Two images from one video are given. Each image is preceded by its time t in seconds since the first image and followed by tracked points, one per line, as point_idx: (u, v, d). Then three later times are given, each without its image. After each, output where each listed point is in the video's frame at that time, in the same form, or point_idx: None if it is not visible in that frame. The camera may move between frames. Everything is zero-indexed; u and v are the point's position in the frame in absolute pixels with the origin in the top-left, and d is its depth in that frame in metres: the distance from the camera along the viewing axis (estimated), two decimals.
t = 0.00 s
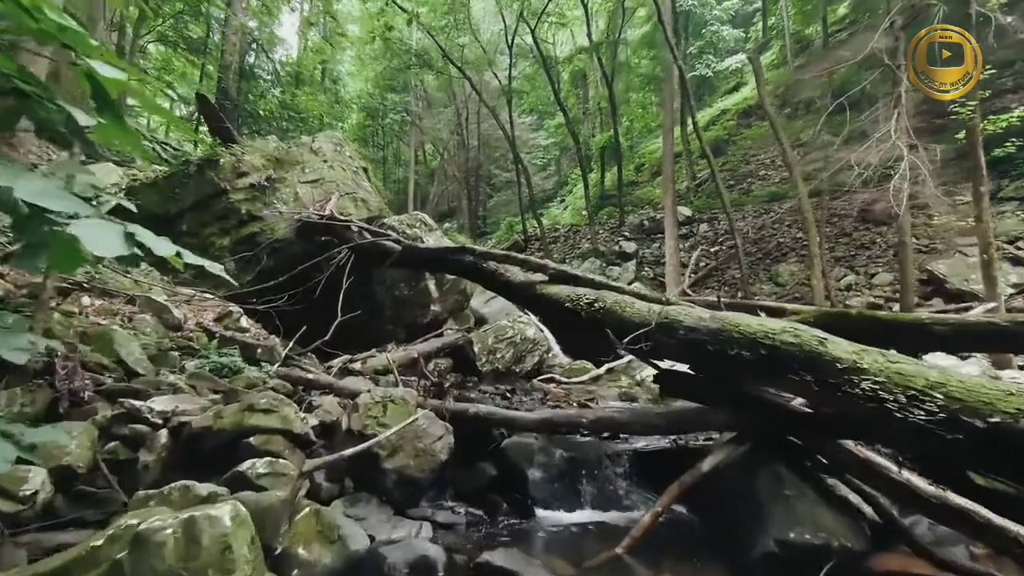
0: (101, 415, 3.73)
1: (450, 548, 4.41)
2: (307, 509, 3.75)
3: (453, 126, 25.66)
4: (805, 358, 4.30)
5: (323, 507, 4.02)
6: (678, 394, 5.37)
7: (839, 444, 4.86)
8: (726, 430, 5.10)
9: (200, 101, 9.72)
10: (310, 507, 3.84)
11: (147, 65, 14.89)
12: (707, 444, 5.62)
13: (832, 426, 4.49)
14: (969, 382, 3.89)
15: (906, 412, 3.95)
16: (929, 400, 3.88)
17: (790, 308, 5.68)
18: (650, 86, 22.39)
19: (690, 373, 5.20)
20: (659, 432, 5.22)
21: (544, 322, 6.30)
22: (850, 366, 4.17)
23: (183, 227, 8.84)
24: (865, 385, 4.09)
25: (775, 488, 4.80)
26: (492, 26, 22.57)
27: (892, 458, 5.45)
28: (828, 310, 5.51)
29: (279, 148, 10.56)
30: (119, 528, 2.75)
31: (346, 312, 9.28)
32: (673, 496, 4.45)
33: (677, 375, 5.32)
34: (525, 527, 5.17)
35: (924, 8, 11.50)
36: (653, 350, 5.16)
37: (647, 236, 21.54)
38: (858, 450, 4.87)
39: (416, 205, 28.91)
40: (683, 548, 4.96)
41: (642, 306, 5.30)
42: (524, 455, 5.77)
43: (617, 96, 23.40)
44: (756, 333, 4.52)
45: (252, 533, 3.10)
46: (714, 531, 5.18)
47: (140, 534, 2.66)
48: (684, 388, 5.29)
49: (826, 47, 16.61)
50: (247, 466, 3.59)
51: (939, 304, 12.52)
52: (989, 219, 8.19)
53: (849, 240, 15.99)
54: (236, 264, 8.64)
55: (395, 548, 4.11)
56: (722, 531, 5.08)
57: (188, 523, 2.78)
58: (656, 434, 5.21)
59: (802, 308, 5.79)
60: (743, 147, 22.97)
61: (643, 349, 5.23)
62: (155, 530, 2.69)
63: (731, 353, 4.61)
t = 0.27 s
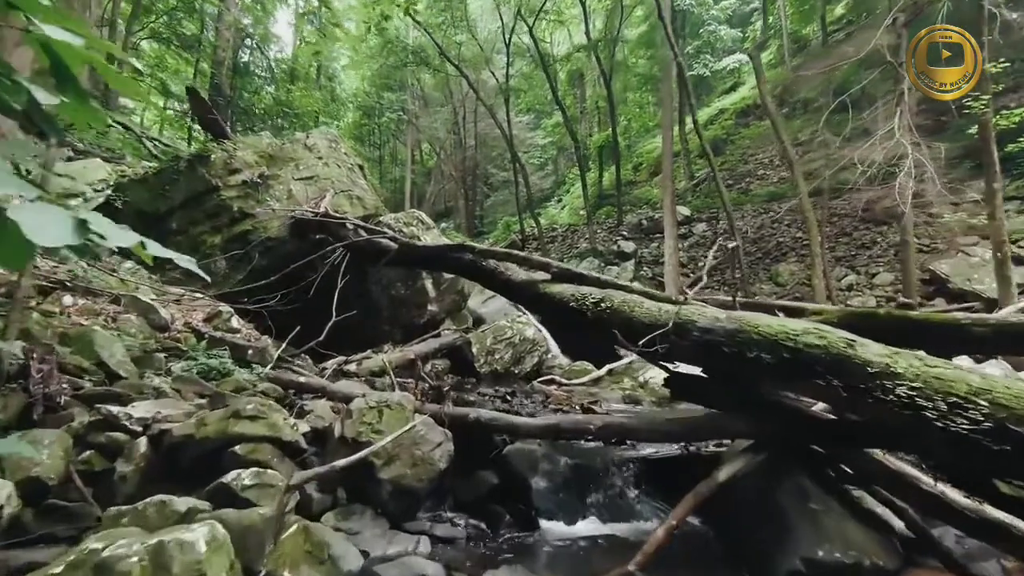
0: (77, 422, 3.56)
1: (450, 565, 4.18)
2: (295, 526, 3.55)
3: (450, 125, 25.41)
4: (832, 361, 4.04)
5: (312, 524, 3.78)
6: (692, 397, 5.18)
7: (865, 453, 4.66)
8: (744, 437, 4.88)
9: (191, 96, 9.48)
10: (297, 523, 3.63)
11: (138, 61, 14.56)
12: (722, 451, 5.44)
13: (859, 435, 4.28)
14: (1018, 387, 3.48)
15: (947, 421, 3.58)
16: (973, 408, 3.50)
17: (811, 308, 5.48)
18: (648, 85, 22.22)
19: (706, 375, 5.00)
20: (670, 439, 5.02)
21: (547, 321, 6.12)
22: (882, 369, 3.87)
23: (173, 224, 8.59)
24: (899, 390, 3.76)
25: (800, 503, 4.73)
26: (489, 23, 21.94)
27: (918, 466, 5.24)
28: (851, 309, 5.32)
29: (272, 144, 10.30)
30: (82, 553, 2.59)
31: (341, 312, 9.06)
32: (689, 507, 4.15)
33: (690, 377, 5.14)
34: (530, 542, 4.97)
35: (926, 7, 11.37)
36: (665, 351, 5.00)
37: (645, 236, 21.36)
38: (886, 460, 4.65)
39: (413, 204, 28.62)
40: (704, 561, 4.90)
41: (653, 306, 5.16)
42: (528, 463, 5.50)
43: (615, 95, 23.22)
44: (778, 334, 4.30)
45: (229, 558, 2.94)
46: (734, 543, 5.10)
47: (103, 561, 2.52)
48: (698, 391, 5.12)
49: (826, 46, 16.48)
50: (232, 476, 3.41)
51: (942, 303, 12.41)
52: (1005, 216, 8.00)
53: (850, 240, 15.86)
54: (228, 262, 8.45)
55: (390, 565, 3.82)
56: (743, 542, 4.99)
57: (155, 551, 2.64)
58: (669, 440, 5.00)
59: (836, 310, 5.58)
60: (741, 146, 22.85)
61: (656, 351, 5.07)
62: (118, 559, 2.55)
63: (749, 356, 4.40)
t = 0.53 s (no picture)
0: (63, 426, 3.47)
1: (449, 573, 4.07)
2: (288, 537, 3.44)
3: (448, 124, 25.29)
4: (847, 363, 3.93)
5: (306, 533, 3.63)
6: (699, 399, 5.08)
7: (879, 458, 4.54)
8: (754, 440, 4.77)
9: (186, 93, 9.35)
10: (290, 535, 3.52)
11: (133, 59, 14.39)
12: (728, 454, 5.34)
13: (874, 440, 4.15)
14: None
15: (968, 426, 3.49)
16: (997, 411, 3.42)
17: (823, 309, 5.40)
18: (647, 85, 22.13)
19: (714, 377, 4.90)
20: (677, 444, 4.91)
21: (548, 321, 6.03)
22: (900, 372, 3.77)
23: (167, 223, 8.47)
24: (919, 394, 3.67)
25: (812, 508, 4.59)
26: (489, 23, 22.02)
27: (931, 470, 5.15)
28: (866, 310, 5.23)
29: (269, 142, 10.17)
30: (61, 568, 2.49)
31: (338, 312, 8.94)
32: (698, 514, 3.98)
33: (696, 379, 5.04)
34: (531, 549, 4.86)
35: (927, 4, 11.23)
36: (672, 352, 4.89)
37: (645, 236, 21.27)
38: (900, 464, 4.54)
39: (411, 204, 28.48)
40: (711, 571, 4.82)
41: (658, 306, 5.03)
42: (530, 467, 5.58)
43: (614, 95, 23.13)
44: (790, 334, 4.18)
45: (218, 568, 2.81)
46: (743, 550, 5.00)
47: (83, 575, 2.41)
48: (705, 393, 5.03)
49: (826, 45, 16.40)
50: (224, 483, 3.33)
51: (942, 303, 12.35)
52: (1012, 216, 7.93)
53: (850, 239, 15.79)
54: (224, 261, 8.37)
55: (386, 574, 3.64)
56: (753, 549, 4.88)
57: (137, 564, 2.51)
58: (677, 444, 4.89)
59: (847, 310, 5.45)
60: (740, 146, 22.78)
61: (663, 352, 4.96)
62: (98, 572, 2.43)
63: (760, 357, 4.30)
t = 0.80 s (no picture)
0: (34, 434, 3.29)
1: None
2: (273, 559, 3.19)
3: (446, 123, 25.09)
4: (880, 366, 3.58)
5: (293, 554, 3.30)
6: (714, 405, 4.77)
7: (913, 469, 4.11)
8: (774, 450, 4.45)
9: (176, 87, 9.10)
10: (275, 555, 3.24)
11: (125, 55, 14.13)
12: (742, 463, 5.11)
13: (911, 449, 3.78)
14: None
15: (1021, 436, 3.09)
16: None
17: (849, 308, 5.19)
18: (645, 84, 21.99)
19: (731, 381, 4.57)
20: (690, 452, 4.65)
21: (551, 322, 5.85)
22: (941, 377, 3.38)
23: (157, 220, 8.24)
24: (963, 401, 3.28)
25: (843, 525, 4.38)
26: (486, 21, 21.85)
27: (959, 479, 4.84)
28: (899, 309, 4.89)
29: (262, 138, 9.93)
30: None
31: (333, 312, 8.72)
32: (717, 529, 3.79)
33: (712, 384, 4.73)
34: (533, 566, 4.67)
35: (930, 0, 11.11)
36: (685, 354, 4.61)
37: (643, 235, 21.11)
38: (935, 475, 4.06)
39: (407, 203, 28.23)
40: None
41: (670, 306, 4.80)
42: (532, 476, 5.49)
43: (612, 94, 22.94)
44: (818, 336, 3.85)
45: None
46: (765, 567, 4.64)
47: None
48: (720, 398, 4.71)
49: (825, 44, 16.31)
50: (204, 498, 3.23)
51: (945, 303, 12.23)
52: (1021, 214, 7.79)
53: (850, 239, 15.66)
54: (216, 260, 8.14)
55: None
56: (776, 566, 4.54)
57: None
58: (691, 453, 4.62)
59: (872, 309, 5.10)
60: (738, 146, 22.69)
61: (675, 355, 4.69)
62: None
63: (784, 360, 3.98)
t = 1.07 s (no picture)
0: (18, 439, 3.25)
1: None
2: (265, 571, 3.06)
3: (444, 122, 24.98)
4: (900, 368, 3.49)
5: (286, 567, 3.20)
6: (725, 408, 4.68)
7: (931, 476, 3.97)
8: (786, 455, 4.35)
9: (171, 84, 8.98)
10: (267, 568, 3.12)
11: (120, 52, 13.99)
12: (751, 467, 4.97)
13: (930, 454, 3.67)
14: None
15: None
16: None
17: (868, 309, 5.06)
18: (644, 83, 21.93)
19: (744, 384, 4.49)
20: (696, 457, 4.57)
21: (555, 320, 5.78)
22: (965, 380, 3.29)
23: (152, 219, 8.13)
24: (990, 405, 3.17)
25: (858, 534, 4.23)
26: (485, 20, 21.76)
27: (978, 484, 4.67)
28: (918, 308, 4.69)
29: (258, 135, 9.81)
30: None
31: (330, 312, 8.61)
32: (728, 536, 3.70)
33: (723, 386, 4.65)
34: None
35: None
36: (694, 356, 4.53)
37: (642, 235, 21.03)
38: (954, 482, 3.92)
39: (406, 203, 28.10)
40: None
41: (676, 306, 4.71)
42: (534, 480, 5.21)
43: (611, 93, 22.85)
44: (835, 337, 3.77)
45: None
46: None
47: None
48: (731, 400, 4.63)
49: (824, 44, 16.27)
50: (193, 506, 3.11)
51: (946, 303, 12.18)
52: None
53: (850, 238, 15.60)
54: (212, 259, 8.03)
55: None
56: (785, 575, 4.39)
57: None
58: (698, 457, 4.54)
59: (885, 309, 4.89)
60: (737, 145, 22.65)
61: (683, 355, 4.60)
62: None
63: (797, 362, 3.91)
